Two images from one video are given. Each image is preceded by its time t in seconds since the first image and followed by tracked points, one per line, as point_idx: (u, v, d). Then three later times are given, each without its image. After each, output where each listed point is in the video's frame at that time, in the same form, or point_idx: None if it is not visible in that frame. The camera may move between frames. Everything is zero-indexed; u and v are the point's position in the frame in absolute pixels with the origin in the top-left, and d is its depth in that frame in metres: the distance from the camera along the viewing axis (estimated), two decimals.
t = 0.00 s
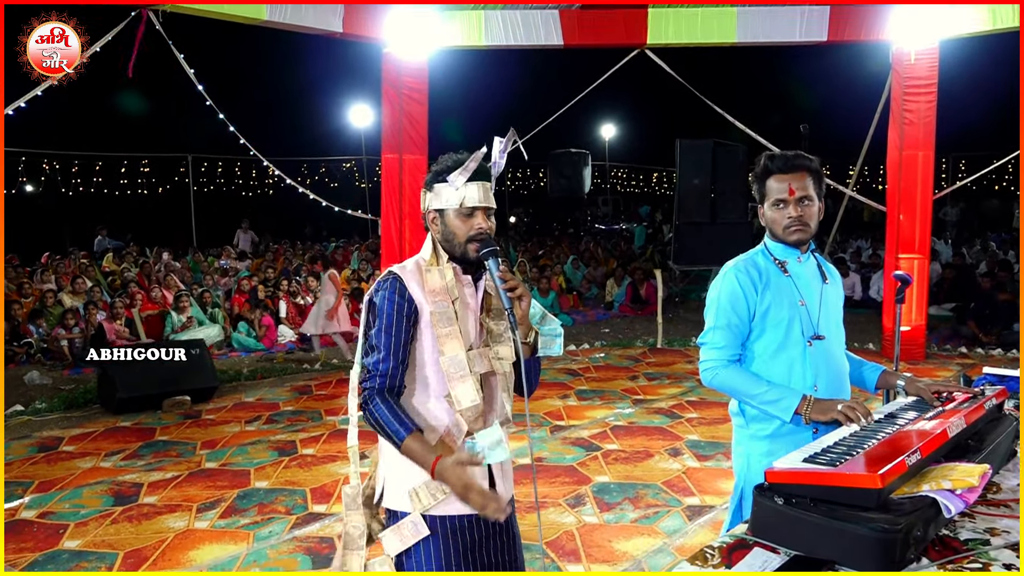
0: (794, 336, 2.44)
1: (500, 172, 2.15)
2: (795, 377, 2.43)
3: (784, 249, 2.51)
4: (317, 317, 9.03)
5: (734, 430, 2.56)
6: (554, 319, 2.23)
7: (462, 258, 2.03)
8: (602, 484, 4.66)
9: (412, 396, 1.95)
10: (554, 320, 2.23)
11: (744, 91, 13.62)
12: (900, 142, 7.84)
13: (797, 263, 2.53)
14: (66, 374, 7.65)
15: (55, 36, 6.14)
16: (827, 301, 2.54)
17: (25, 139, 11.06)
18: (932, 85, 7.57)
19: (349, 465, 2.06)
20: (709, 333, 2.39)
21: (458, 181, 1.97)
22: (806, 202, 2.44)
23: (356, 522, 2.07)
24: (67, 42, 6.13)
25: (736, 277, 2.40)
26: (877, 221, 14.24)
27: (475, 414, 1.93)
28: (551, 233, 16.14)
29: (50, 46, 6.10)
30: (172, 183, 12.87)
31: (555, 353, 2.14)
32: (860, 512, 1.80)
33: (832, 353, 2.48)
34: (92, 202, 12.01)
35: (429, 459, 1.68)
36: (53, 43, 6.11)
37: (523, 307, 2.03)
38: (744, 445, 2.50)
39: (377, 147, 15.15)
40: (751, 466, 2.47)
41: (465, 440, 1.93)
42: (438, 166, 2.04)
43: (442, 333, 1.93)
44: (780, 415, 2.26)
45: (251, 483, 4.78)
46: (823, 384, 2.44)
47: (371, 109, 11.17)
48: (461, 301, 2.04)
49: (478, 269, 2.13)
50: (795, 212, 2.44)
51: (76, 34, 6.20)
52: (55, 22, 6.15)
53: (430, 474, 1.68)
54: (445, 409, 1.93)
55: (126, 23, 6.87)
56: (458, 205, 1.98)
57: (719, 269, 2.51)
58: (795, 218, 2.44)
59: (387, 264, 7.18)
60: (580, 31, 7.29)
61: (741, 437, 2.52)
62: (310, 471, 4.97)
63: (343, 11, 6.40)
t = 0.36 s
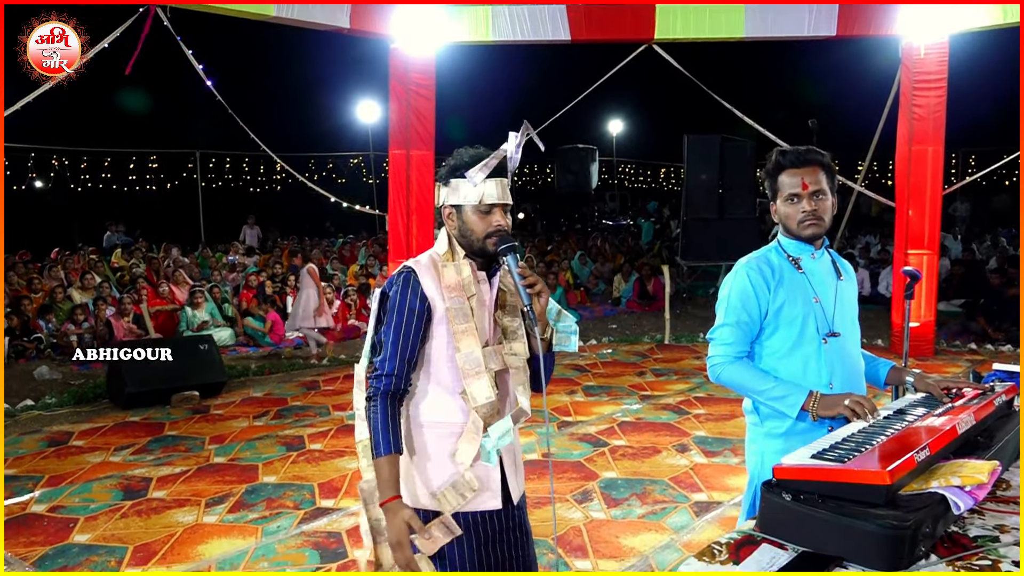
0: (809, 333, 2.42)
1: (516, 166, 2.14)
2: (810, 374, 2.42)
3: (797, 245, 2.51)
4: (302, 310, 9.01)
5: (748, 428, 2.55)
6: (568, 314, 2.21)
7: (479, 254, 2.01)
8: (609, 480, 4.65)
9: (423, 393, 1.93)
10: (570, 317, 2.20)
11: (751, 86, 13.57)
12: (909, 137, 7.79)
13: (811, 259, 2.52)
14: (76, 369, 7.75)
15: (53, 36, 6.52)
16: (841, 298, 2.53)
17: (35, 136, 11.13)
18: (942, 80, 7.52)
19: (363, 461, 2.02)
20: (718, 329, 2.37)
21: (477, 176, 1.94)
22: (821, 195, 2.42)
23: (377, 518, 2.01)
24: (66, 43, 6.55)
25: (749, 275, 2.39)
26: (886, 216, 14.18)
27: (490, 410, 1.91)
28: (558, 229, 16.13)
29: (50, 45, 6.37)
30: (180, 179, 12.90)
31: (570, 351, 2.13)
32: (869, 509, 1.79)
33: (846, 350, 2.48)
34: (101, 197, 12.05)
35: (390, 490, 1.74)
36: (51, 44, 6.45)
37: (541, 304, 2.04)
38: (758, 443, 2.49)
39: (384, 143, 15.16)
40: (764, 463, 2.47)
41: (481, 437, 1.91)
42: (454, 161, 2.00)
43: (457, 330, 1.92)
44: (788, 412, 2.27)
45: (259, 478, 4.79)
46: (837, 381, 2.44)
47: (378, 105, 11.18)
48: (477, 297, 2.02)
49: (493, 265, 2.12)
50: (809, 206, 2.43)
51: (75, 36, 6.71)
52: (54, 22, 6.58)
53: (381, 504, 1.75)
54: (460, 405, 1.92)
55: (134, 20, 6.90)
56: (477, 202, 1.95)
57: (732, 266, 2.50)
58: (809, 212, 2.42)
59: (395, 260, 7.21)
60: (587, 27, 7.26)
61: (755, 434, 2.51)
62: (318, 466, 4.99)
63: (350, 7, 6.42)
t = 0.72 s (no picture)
0: (822, 332, 2.42)
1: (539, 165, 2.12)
2: (825, 372, 2.41)
3: (812, 243, 2.50)
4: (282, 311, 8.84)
5: (760, 425, 2.55)
6: (582, 311, 2.23)
7: (500, 252, 2.02)
8: (620, 477, 4.65)
9: (443, 390, 1.94)
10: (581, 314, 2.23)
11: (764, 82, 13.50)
12: (923, 134, 7.74)
13: (826, 257, 2.51)
14: (88, 365, 7.91)
15: (54, 34, 6.95)
16: (857, 297, 2.52)
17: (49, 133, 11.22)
18: (956, 76, 7.47)
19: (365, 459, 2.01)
20: (730, 326, 2.37)
21: (502, 176, 1.94)
22: (838, 190, 2.41)
23: (373, 514, 2.00)
24: (68, 43, 7.08)
25: (762, 273, 2.39)
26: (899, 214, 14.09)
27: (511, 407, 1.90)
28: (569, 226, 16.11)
29: (50, 45, 6.84)
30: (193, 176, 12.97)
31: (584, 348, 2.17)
32: (882, 508, 1.78)
33: (861, 348, 2.46)
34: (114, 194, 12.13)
35: (406, 490, 1.76)
36: (53, 43, 6.89)
37: (565, 302, 2.05)
38: (771, 441, 2.49)
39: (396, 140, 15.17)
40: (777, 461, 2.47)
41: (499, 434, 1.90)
42: (479, 159, 2.00)
43: (476, 328, 1.92)
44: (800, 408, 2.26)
45: (271, 474, 4.82)
46: (852, 380, 2.43)
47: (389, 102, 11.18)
48: (493, 294, 2.02)
49: (513, 262, 2.11)
50: (829, 201, 2.41)
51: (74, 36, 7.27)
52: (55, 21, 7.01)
53: (397, 502, 1.77)
54: (481, 403, 1.91)
55: (147, 19, 6.96)
56: (502, 202, 1.95)
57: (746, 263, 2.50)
58: (829, 207, 2.40)
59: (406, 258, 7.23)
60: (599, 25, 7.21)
61: (768, 432, 2.51)
62: (329, 462, 5.01)
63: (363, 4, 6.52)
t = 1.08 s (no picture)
0: (836, 330, 2.40)
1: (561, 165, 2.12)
2: (838, 370, 2.39)
3: (827, 241, 2.48)
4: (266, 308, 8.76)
5: (775, 424, 2.54)
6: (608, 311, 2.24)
7: (525, 250, 2.02)
8: (635, 476, 4.64)
9: (469, 386, 1.93)
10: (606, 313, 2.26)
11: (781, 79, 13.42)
12: (942, 131, 7.66)
13: (840, 255, 2.49)
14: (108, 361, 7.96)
15: (52, 37, 7.00)
16: (871, 295, 2.50)
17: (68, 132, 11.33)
18: (976, 73, 7.39)
19: (386, 458, 2.01)
20: (745, 326, 2.36)
21: (527, 173, 1.94)
22: (860, 187, 2.40)
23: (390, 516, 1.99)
24: (64, 43, 7.24)
25: (776, 271, 2.37)
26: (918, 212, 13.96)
27: (535, 405, 1.89)
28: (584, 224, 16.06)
29: (47, 46, 7.02)
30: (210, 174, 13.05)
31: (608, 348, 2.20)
32: (900, 508, 1.76)
33: (875, 347, 2.45)
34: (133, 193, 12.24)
35: (440, 485, 1.74)
36: (51, 45, 7.02)
37: (591, 300, 2.08)
38: (786, 440, 2.48)
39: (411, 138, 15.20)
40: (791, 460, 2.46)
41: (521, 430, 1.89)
42: (503, 157, 2.01)
43: (500, 325, 1.92)
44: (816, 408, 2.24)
45: (286, 471, 4.84)
46: (866, 378, 2.41)
47: (404, 100, 11.21)
48: (518, 292, 2.02)
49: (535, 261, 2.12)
50: (854, 198, 2.39)
51: (73, 35, 7.49)
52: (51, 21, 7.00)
53: (432, 497, 1.75)
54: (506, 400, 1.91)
55: (164, 18, 7.01)
56: (527, 198, 1.95)
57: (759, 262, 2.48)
58: (854, 205, 2.38)
59: (420, 255, 7.24)
60: (616, 20, 7.14)
61: (782, 431, 2.50)
62: (344, 459, 5.03)
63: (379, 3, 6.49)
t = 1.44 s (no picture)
0: (847, 327, 2.39)
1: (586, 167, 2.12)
2: (849, 369, 2.38)
3: (838, 239, 2.46)
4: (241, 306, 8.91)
5: (784, 423, 2.53)
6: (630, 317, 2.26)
7: (548, 250, 2.01)
8: (647, 475, 4.63)
9: (490, 383, 1.93)
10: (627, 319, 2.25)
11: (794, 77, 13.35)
12: (958, 129, 7.60)
13: (852, 252, 2.47)
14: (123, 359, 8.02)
15: (53, 37, 7.14)
16: (882, 292, 2.49)
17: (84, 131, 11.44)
18: (992, 70, 7.33)
19: (421, 456, 2.01)
20: (757, 324, 2.35)
21: (551, 174, 1.94)
22: (872, 185, 2.38)
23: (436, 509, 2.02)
24: (65, 42, 7.39)
25: (787, 268, 2.37)
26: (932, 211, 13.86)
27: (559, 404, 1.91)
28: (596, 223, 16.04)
29: (48, 47, 7.17)
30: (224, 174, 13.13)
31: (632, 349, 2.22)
32: (914, 509, 1.75)
33: (886, 345, 2.43)
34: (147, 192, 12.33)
35: (449, 484, 1.76)
36: (51, 45, 7.17)
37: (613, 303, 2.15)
38: (795, 439, 2.47)
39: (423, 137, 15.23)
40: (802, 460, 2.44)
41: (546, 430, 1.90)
42: (528, 157, 2.00)
43: (523, 324, 1.91)
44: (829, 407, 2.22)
45: (299, 468, 4.87)
46: (876, 376, 2.39)
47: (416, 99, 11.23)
48: (541, 290, 2.01)
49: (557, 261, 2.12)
50: (867, 194, 2.37)
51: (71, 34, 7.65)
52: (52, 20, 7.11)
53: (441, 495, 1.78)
54: (529, 399, 1.91)
55: (179, 17, 7.06)
56: (552, 199, 1.95)
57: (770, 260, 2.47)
58: (867, 201, 2.36)
59: (432, 253, 7.24)
60: (629, 19, 7.12)
61: (791, 430, 2.49)
62: (357, 457, 5.04)
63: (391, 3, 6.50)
